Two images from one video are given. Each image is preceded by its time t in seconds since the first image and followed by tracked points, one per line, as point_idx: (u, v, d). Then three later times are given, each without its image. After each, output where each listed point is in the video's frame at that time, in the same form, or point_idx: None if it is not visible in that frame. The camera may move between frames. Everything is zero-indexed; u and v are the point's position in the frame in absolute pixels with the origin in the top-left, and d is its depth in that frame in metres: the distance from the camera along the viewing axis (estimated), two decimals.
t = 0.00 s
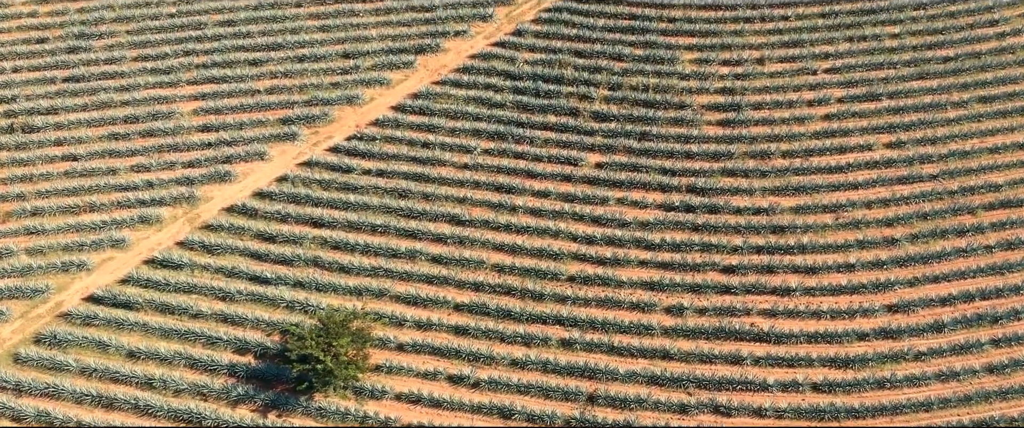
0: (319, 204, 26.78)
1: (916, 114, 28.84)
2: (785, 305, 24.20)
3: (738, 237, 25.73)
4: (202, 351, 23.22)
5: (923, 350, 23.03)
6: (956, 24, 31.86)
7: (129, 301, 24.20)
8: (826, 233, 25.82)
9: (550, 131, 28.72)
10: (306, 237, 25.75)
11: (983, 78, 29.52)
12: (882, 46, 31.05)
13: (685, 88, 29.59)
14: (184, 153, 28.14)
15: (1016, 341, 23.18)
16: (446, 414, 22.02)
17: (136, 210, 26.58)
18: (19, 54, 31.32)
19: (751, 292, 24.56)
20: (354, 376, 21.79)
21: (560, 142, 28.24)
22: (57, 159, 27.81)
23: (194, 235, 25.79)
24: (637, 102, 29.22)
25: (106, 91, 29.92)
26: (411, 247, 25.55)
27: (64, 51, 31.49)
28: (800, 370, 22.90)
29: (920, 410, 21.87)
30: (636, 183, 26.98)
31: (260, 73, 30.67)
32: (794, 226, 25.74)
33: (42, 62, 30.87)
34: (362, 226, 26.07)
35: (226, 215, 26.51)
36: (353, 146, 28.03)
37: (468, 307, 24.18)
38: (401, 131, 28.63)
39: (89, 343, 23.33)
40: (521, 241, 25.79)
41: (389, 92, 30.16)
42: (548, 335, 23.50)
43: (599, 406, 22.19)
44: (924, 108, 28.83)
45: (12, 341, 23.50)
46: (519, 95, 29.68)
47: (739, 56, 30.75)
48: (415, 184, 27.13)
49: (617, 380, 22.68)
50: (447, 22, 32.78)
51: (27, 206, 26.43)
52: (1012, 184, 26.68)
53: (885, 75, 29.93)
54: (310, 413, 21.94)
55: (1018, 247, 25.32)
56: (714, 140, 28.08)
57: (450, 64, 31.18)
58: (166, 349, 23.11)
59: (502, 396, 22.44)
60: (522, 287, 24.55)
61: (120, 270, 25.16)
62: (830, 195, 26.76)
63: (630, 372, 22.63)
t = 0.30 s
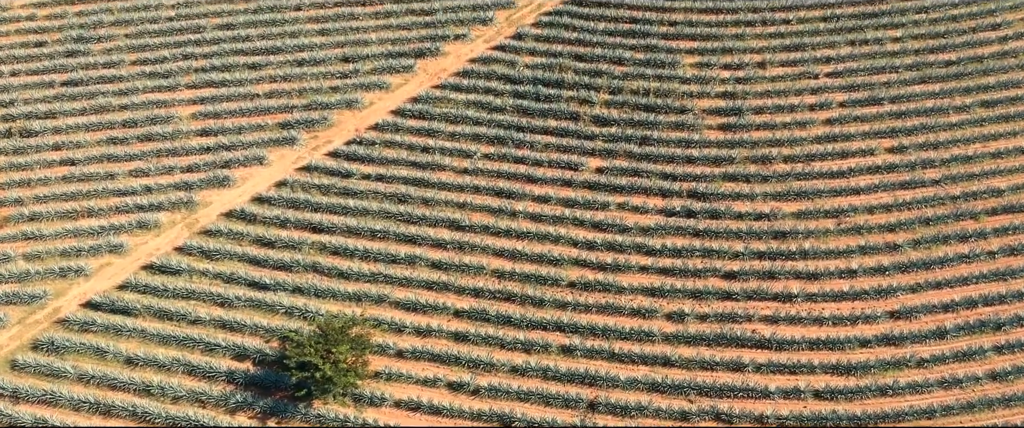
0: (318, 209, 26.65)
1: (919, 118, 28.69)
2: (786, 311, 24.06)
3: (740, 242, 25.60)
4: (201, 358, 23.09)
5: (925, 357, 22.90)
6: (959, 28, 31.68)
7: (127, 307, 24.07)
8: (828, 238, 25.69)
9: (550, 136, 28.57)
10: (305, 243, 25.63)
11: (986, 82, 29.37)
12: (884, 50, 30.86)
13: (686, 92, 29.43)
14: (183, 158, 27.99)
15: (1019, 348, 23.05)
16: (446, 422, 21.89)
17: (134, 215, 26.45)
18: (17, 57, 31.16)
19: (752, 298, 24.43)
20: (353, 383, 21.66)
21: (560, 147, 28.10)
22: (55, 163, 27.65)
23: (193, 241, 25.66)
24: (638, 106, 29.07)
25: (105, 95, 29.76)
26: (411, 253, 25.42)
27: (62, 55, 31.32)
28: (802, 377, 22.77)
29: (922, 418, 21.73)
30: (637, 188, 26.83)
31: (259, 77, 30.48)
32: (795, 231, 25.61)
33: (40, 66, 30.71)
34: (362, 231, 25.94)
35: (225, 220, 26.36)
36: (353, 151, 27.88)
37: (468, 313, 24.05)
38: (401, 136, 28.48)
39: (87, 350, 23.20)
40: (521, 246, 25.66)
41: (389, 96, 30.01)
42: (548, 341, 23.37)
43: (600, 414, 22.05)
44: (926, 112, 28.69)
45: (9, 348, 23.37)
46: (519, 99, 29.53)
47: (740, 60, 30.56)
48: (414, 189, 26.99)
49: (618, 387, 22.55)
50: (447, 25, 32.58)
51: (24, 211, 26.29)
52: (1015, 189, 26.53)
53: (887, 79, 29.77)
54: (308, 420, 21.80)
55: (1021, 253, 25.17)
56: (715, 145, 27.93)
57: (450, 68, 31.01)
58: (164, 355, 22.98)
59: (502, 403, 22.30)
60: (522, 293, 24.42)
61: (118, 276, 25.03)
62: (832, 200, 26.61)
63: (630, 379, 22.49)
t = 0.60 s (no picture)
0: (317, 214, 26.51)
1: (920, 122, 28.55)
2: (788, 318, 23.93)
3: (741, 248, 25.46)
4: (199, 364, 22.94)
5: (927, 364, 22.77)
6: (960, 31, 31.52)
7: (125, 313, 23.93)
8: (829, 244, 25.56)
9: (550, 140, 28.43)
10: (304, 248, 25.49)
11: (988, 87, 29.24)
12: (886, 54, 30.71)
13: (687, 96, 29.28)
14: (181, 162, 27.85)
15: (1021, 355, 22.90)
16: None
17: (132, 220, 26.31)
18: (15, 61, 31.01)
19: (753, 305, 24.29)
20: (351, 390, 21.51)
21: (560, 152, 27.97)
22: (52, 168, 27.52)
23: (191, 246, 25.52)
24: (638, 110, 28.93)
25: (103, 99, 29.60)
26: (410, 258, 25.28)
27: (60, 58, 31.15)
28: (803, 384, 22.63)
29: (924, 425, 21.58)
30: (638, 193, 26.70)
31: (258, 80, 30.33)
32: (796, 237, 25.49)
33: (37, 70, 30.55)
34: (361, 236, 25.80)
35: (223, 225, 26.22)
36: (352, 155, 27.74)
37: (467, 319, 23.91)
38: (400, 140, 28.33)
39: (84, 356, 23.06)
40: (521, 252, 25.52)
41: (388, 100, 29.85)
42: (548, 348, 23.23)
43: (600, 421, 21.90)
44: (928, 117, 28.55)
45: (6, 354, 23.23)
46: (519, 103, 29.38)
47: (741, 64, 30.39)
48: (414, 193, 26.86)
49: (618, 394, 22.41)
50: (447, 29, 32.43)
51: (21, 216, 26.15)
52: (1017, 195, 26.39)
53: (889, 83, 29.61)
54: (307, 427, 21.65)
55: None
56: (716, 150, 27.80)
57: (450, 72, 30.85)
58: (162, 362, 22.84)
59: (502, 411, 22.15)
60: (521, 299, 24.28)
61: (116, 282, 24.90)
62: (833, 206, 26.48)
63: (631, 386, 22.36)
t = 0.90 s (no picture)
0: (317, 219, 26.37)
1: (923, 128, 28.41)
2: (790, 324, 23.80)
3: (742, 254, 25.33)
4: (197, 371, 22.80)
5: (930, 371, 22.64)
6: (963, 36, 31.35)
7: (123, 319, 23.79)
8: (831, 250, 25.43)
9: (551, 145, 28.28)
10: (303, 254, 25.36)
11: (990, 92, 29.10)
12: (888, 58, 30.54)
13: (688, 100, 29.14)
14: (180, 167, 27.71)
15: None
16: None
17: (130, 225, 26.17)
18: (14, 64, 30.86)
19: (755, 311, 24.16)
20: (351, 397, 21.36)
21: (561, 156, 27.82)
22: (51, 172, 27.40)
23: (190, 252, 25.38)
24: (639, 115, 28.79)
25: (101, 103, 29.45)
26: (410, 264, 25.16)
27: (59, 62, 31.00)
28: (805, 391, 22.49)
29: None
30: (639, 198, 26.57)
31: (258, 84, 30.16)
32: (798, 243, 25.35)
33: (36, 73, 30.39)
34: (361, 242, 25.67)
35: (222, 231, 26.09)
36: (352, 160, 27.60)
37: (467, 325, 23.79)
38: (400, 145, 28.19)
39: (82, 362, 22.92)
40: (522, 257, 25.39)
41: (388, 105, 29.68)
42: (549, 354, 23.09)
43: None
44: (930, 121, 28.41)
45: (4, 361, 23.10)
46: (520, 108, 29.22)
47: (743, 68, 30.22)
48: (414, 199, 26.73)
49: (619, 401, 22.26)
50: (447, 32, 32.21)
51: (19, 221, 26.03)
52: (1020, 200, 26.24)
53: (891, 88, 29.46)
54: None
55: None
56: (717, 155, 27.66)
57: (450, 76, 30.66)
58: (161, 368, 22.70)
59: (502, 418, 22.00)
60: (522, 306, 24.15)
61: (115, 287, 24.78)
62: (835, 211, 26.35)
63: (632, 393, 22.22)
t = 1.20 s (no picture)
0: (318, 225, 26.24)
1: (926, 133, 28.27)
2: (794, 332, 23.65)
3: (746, 261, 25.17)
4: (198, 379, 22.66)
5: (935, 379, 22.51)
6: (967, 40, 31.16)
7: (123, 326, 23.66)
8: (835, 256, 25.29)
9: (553, 150, 28.12)
10: (304, 260, 25.22)
11: (994, 97, 28.95)
12: (891, 63, 30.33)
13: (691, 105, 28.96)
14: (180, 172, 27.55)
15: None
16: None
17: (130, 231, 26.03)
18: (13, 69, 30.66)
19: (759, 318, 24.01)
20: (352, 405, 21.22)
21: (563, 162, 27.67)
22: (50, 178, 27.26)
23: (190, 258, 25.23)
24: (642, 120, 28.62)
25: (102, 108, 29.27)
26: (412, 271, 25.02)
27: (59, 66, 30.79)
28: (809, 399, 22.34)
29: None
30: (642, 204, 26.41)
31: (258, 89, 29.92)
32: (802, 249, 25.21)
33: (36, 78, 30.20)
34: (362, 248, 25.53)
35: (223, 237, 25.95)
36: (353, 166, 27.44)
37: (469, 333, 23.65)
38: (402, 151, 28.03)
39: (82, 370, 22.79)
40: (524, 264, 25.24)
41: (389, 109, 29.47)
42: (551, 362, 22.95)
43: None
44: (934, 127, 28.26)
45: (3, 368, 22.97)
46: (521, 113, 29.05)
47: (746, 73, 29.99)
48: (415, 204, 26.58)
49: (622, 409, 22.11)
50: (448, 36, 31.90)
51: (19, 227, 25.90)
52: None
53: (894, 93, 29.31)
54: None
55: None
56: (720, 160, 27.50)
57: (452, 80, 30.40)
58: (161, 376, 22.56)
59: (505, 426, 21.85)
60: (524, 313, 24.01)
61: (115, 294, 24.65)
62: (839, 217, 26.20)
63: (635, 401, 22.07)
